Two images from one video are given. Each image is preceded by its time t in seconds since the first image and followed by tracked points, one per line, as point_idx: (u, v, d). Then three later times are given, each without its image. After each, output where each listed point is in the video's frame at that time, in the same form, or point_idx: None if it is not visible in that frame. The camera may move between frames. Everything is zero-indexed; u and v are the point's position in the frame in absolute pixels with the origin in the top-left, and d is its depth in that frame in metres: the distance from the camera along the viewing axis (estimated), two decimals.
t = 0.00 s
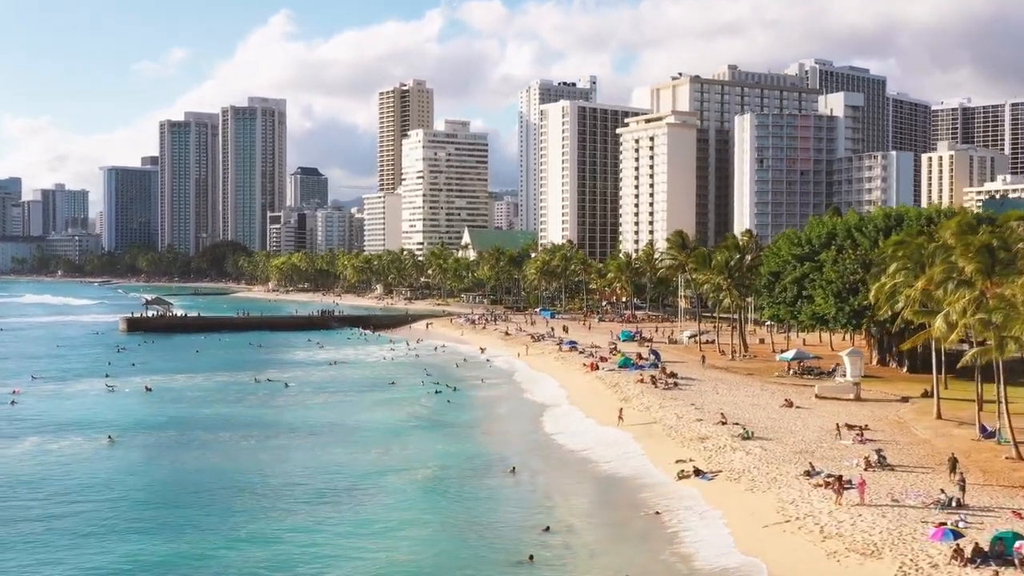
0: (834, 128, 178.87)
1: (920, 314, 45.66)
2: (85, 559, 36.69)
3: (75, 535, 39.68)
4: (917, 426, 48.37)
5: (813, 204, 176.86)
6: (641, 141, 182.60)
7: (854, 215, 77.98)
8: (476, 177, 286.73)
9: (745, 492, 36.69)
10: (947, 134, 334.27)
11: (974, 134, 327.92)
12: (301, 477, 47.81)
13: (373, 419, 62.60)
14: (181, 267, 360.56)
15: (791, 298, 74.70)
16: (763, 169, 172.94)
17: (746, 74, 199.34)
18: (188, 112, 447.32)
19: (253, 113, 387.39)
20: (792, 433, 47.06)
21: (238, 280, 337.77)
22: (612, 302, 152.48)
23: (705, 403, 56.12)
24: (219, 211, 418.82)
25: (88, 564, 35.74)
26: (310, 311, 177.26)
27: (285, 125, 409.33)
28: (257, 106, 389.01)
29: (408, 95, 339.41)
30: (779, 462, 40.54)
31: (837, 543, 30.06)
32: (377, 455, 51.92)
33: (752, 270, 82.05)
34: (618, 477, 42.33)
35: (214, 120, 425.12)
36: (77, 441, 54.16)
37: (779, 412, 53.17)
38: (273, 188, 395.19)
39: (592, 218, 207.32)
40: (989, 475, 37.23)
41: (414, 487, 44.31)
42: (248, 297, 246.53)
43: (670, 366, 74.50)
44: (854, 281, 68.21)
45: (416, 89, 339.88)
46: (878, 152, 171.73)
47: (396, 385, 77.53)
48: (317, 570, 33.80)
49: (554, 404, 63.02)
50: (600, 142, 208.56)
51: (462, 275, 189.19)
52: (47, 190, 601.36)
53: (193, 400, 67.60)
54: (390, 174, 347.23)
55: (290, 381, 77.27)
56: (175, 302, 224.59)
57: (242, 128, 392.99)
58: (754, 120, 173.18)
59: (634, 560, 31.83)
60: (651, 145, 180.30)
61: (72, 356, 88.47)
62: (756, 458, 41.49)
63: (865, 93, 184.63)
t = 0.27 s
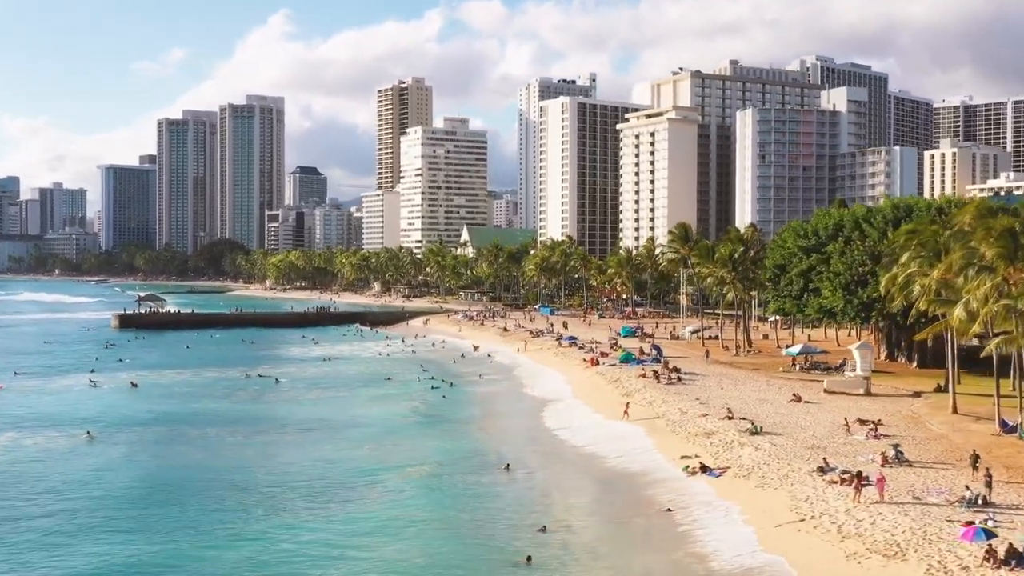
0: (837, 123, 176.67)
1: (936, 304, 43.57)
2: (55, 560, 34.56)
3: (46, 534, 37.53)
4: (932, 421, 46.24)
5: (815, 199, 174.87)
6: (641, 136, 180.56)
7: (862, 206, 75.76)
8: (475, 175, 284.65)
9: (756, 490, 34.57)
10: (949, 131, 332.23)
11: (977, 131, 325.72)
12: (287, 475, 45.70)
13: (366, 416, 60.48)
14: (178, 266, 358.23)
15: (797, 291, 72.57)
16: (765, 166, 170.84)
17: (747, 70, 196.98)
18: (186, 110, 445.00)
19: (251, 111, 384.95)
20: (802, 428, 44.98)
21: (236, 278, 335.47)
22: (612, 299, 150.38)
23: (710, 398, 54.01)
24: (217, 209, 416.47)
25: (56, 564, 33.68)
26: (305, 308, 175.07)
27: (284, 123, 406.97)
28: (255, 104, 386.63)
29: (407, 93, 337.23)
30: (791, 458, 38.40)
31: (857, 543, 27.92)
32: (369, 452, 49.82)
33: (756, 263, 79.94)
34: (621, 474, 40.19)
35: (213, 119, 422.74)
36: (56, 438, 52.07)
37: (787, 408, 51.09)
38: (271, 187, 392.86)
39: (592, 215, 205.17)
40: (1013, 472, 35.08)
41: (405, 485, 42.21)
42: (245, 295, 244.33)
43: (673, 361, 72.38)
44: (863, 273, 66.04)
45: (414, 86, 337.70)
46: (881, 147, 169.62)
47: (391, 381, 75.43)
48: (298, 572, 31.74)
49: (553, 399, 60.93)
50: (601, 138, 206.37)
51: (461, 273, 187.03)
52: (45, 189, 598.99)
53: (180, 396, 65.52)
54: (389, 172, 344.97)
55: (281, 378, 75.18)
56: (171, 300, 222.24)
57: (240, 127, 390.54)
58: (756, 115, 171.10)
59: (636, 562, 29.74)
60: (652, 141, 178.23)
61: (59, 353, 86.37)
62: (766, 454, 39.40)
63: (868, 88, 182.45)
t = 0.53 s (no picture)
0: (840, 118, 174.57)
1: (954, 291, 41.42)
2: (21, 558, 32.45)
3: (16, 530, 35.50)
4: (950, 416, 44.02)
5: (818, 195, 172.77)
6: (642, 132, 178.46)
7: (871, 196, 73.58)
8: (474, 172, 282.55)
9: (767, 487, 32.46)
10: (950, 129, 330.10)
11: (979, 129, 323.55)
12: (271, 472, 43.56)
13: (357, 411, 58.33)
14: (176, 264, 356.16)
15: (803, 284, 70.51)
16: (767, 161, 168.75)
17: (749, 64, 194.81)
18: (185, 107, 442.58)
19: (250, 108, 382.53)
20: (813, 422, 42.83)
21: (234, 277, 333.45)
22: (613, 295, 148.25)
23: (716, 392, 51.88)
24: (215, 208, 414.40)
25: (19, 564, 31.58)
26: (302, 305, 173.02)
27: (282, 121, 404.68)
28: (253, 102, 384.10)
29: (406, 90, 334.98)
30: (804, 454, 36.30)
31: (879, 543, 25.80)
32: (359, 448, 47.68)
33: (761, 255, 77.79)
34: (623, 470, 38.09)
35: (211, 117, 420.09)
36: (35, 434, 50.01)
37: (796, 402, 48.92)
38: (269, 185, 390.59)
39: (592, 211, 203.07)
40: None
41: (395, 482, 40.03)
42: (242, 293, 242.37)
43: (676, 355, 70.30)
44: (873, 264, 63.86)
45: (414, 84, 335.46)
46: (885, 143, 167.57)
47: (385, 376, 73.30)
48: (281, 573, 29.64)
49: (553, 394, 58.79)
50: (601, 135, 204.30)
51: (459, 270, 184.86)
52: (43, 188, 596.91)
53: (166, 391, 63.40)
54: (387, 169, 342.88)
55: (272, 373, 73.04)
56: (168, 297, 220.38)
57: (238, 124, 388.12)
58: (758, 110, 169.07)
59: (638, 563, 27.63)
60: (653, 136, 176.05)
61: (46, 348, 84.32)
62: (775, 449, 37.26)
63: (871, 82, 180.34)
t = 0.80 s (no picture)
0: (843, 113, 172.53)
1: (975, 278, 39.33)
2: None
3: None
4: (969, 410, 41.89)
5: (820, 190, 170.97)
6: (642, 127, 176.42)
7: (879, 185, 71.39)
8: (473, 169, 280.46)
9: (782, 484, 30.33)
10: (952, 125, 328.14)
11: (981, 126, 321.39)
12: (254, 469, 41.39)
13: (349, 406, 56.15)
14: (173, 262, 353.88)
15: (811, 276, 68.31)
16: (769, 156, 167.11)
17: (751, 59, 192.79)
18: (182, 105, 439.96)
19: (247, 106, 380.15)
20: (825, 416, 40.65)
21: (232, 275, 331.40)
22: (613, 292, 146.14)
23: (722, 386, 49.74)
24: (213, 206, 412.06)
25: None
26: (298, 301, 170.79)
27: (280, 119, 402.35)
28: (251, 100, 381.79)
29: (405, 87, 332.90)
30: (819, 449, 34.17)
31: (908, 544, 23.65)
32: (349, 444, 45.50)
33: (766, 248, 75.64)
34: (627, 466, 35.95)
35: (209, 115, 417.67)
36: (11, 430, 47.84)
37: (806, 396, 46.77)
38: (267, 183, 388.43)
39: (592, 208, 200.95)
40: None
41: (384, 479, 37.83)
42: (238, 291, 240.11)
43: (679, 349, 68.14)
44: (883, 255, 61.69)
45: (412, 81, 333.35)
46: (889, 138, 165.82)
47: (379, 371, 71.15)
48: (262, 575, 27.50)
49: (552, 388, 56.65)
50: (601, 131, 202.13)
51: (458, 267, 182.70)
52: (40, 186, 594.56)
53: (151, 387, 61.25)
54: (386, 167, 340.77)
55: (263, 368, 70.89)
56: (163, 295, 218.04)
57: (236, 122, 385.74)
58: (760, 105, 167.11)
59: (644, 566, 25.49)
60: (654, 131, 173.93)
61: (32, 344, 82.20)
62: (788, 444, 35.10)
63: (874, 77, 178.32)
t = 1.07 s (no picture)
0: (846, 108, 170.45)
1: (999, 266, 37.11)
2: None
3: None
4: (990, 405, 39.68)
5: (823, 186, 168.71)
6: (643, 123, 174.16)
7: (888, 175, 69.19)
8: (472, 167, 278.23)
9: (798, 484, 28.18)
10: (954, 123, 325.96)
11: (983, 122, 319.14)
12: (234, 466, 39.23)
13: (339, 402, 53.90)
14: (170, 260, 351.40)
15: (819, 268, 66.11)
16: (771, 151, 165.01)
17: (753, 54, 190.59)
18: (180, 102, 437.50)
19: (245, 103, 377.69)
20: (839, 412, 38.45)
21: (229, 273, 329.17)
22: (613, 288, 143.88)
23: (729, 381, 47.53)
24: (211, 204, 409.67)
25: None
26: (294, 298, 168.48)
27: (278, 117, 399.83)
28: (249, 97, 379.34)
29: (403, 84, 330.60)
30: (836, 446, 31.99)
31: (944, 549, 21.49)
32: (336, 440, 43.28)
33: (772, 239, 73.45)
34: (631, 464, 33.79)
35: (207, 112, 415.08)
36: None
37: (817, 390, 44.60)
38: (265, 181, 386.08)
39: (592, 204, 198.79)
40: None
41: (370, 477, 35.63)
42: (235, 289, 237.67)
43: (682, 345, 65.94)
44: (894, 246, 59.50)
45: (411, 78, 331.06)
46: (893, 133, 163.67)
47: (371, 367, 68.89)
48: None
49: (552, 383, 54.48)
50: (601, 127, 199.90)
51: (456, 263, 180.32)
52: (38, 184, 591.91)
53: (133, 384, 58.99)
54: (384, 164, 338.48)
55: (252, 364, 68.61)
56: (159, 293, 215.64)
57: (234, 119, 383.23)
58: (762, 100, 165.00)
59: (652, 572, 23.33)
60: (654, 127, 171.68)
61: (16, 340, 79.98)
62: (802, 441, 32.87)
63: (877, 72, 176.16)
